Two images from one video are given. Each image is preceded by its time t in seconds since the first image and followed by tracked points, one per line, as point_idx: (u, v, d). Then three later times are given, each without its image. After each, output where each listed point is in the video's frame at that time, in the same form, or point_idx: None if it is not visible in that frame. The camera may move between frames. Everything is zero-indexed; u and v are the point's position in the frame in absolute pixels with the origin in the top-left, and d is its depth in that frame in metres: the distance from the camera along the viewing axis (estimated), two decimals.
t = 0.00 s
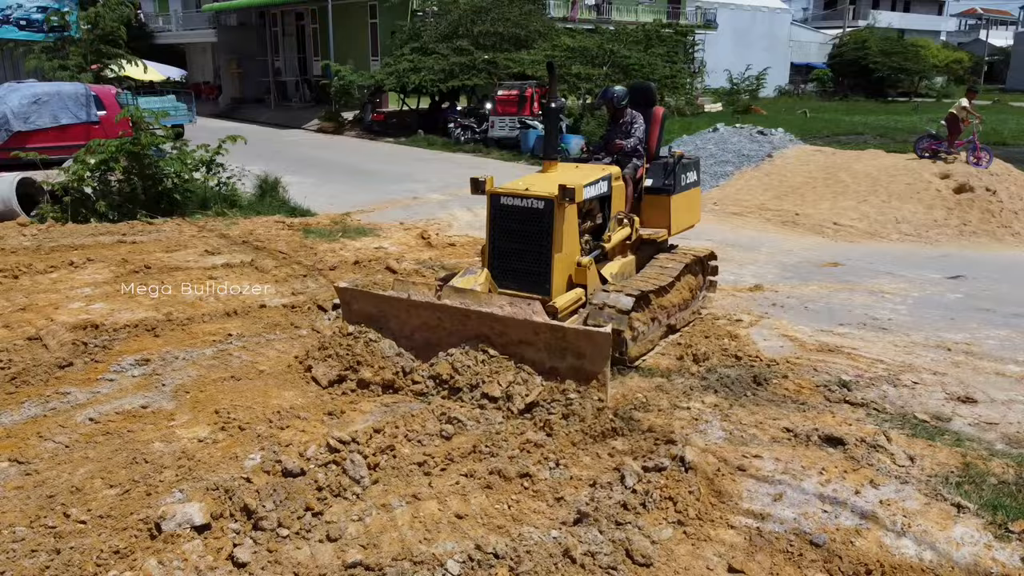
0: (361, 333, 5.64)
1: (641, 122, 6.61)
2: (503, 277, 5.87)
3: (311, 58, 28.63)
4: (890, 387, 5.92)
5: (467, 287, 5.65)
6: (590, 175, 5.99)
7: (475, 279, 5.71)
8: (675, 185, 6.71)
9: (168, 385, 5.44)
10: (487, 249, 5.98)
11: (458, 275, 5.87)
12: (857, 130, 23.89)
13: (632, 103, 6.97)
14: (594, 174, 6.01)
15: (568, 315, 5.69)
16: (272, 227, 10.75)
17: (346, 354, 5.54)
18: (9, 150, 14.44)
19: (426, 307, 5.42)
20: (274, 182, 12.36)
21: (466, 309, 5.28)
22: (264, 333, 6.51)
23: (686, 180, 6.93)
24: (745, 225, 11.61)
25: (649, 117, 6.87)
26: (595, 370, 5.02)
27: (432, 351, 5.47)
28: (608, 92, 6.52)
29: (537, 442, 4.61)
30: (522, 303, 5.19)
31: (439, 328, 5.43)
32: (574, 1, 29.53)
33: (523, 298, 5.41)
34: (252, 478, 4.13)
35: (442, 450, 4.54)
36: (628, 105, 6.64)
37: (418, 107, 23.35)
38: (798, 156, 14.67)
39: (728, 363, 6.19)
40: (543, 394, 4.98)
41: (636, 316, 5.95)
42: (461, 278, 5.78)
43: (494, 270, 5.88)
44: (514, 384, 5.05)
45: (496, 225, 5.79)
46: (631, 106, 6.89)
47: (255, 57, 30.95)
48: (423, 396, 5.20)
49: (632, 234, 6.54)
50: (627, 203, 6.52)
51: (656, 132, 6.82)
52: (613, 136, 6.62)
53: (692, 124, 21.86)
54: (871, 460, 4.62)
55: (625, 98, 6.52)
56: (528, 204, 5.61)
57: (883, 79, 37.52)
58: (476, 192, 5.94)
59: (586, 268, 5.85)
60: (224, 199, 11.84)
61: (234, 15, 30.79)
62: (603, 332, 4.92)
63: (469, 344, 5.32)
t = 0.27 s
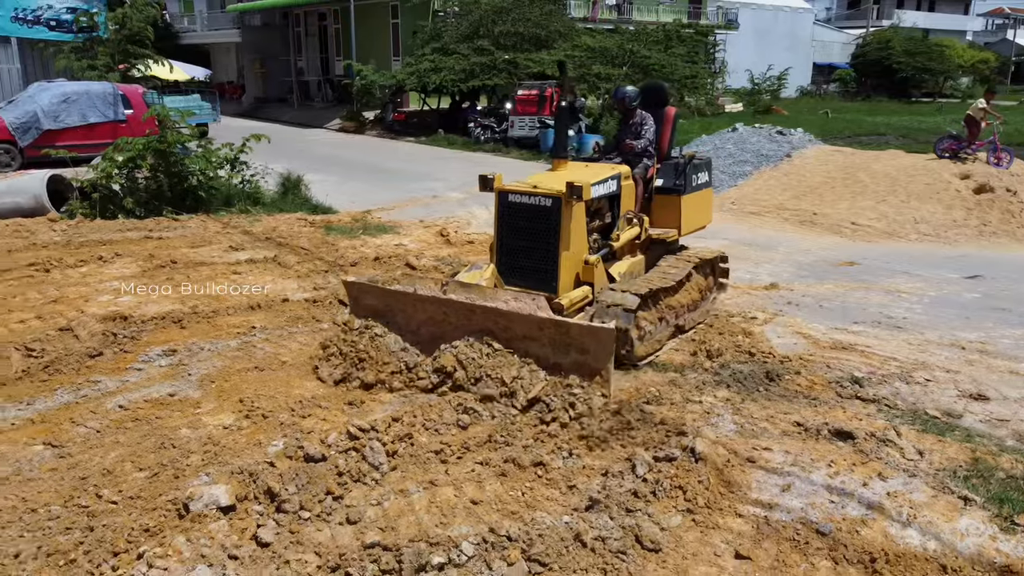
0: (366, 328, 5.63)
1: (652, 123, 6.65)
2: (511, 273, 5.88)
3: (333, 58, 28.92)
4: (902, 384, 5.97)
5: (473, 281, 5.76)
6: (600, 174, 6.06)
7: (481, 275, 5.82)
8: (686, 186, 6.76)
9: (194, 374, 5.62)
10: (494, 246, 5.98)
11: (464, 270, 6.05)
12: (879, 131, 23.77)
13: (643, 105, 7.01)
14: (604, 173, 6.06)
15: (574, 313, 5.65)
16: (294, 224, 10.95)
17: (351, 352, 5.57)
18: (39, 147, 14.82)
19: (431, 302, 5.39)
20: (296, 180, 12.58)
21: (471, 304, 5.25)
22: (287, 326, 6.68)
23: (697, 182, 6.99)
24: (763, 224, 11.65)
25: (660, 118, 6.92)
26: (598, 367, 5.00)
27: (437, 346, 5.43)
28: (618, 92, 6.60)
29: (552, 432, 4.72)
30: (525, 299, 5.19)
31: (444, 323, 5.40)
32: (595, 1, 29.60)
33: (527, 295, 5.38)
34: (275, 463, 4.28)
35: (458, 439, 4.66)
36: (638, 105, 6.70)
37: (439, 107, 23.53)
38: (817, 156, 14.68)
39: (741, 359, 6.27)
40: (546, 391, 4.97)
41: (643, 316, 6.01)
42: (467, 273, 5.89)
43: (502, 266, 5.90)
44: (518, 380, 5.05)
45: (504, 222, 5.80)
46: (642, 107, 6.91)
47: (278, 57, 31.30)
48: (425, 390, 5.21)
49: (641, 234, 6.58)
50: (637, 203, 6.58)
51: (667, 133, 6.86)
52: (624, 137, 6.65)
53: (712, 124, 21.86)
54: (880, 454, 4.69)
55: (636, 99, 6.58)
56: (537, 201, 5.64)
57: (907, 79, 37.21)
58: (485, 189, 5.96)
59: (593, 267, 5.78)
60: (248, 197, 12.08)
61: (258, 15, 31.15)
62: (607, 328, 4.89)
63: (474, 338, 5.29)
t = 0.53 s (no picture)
0: (374, 323, 5.63)
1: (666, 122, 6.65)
2: (519, 271, 5.86)
3: (356, 58, 29.19)
4: (918, 381, 6.02)
5: (481, 274, 5.62)
6: (612, 172, 6.06)
7: (489, 270, 5.71)
8: (698, 185, 6.74)
9: (222, 364, 5.80)
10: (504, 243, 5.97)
11: (473, 264, 5.92)
12: (902, 131, 23.64)
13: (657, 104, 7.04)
14: (615, 172, 6.05)
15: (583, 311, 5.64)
16: (318, 221, 11.13)
17: (355, 352, 5.60)
18: (70, 146, 15.17)
19: (440, 295, 5.39)
20: (320, 178, 12.78)
21: (479, 298, 5.25)
22: (311, 319, 6.85)
23: (710, 181, 6.97)
24: (782, 224, 11.69)
25: (674, 117, 6.94)
26: (604, 361, 4.96)
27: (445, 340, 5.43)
28: (634, 91, 6.60)
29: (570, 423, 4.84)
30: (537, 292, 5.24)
31: (453, 316, 5.40)
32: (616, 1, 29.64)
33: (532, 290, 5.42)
34: (301, 449, 4.43)
35: (477, 428, 4.78)
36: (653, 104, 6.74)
37: (461, 107, 23.69)
38: (838, 155, 14.67)
39: (757, 355, 6.35)
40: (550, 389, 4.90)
41: (651, 315, 5.99)
42: (476, 267, 5.76)
43: (510, 263, 5.88)
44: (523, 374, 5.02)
45: (513, 218, 5.80)
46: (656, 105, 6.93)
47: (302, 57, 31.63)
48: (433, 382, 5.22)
49: (652, 233, 6.54)
50: (648, 202, 6.56)
51: (680, 132, 6.88)
52: (637, 136, 6.70)
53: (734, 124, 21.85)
54: (892, 447, 4.76)
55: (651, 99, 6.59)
56: (546, 198, 5.63)
57: (933, 79, 36.86)
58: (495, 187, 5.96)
59: (603, 264, 5.82)
60: (273, 194, 12.31)
61: (282, 16, 31.50)
62: (614, 321, 4.87)
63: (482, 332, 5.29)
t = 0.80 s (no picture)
0: (384, 327, 5.69)
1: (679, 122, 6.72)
2: (527, 270, 5.88)
3: (378, 58, 29.45)
4: (933, 378, 6.08)
5: (488, 279, 5.81)
6: (623, 172, 6.00)
7: (497, 274, 5.85)
8: (709, 186, 6.80)
9: (249, 355, 5.98)
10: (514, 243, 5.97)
11: (480, 268, 6.07)
12: (925, 132, 23.51)
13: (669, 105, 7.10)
14: (625, 172, 6.02)
15: (591, 311, 5.70)
16: (341, 219, 11.31)
17: (366, 352, 5.66)
18: (99, 144, 15.51)
19: (448, 300, 5.40)
20: (342, 177, 12.98)
21: (486, 302, 5.25)
22: (335, 313, 7.02)
23: (720, 182, 7.03)
24: (801, 224, 11.72)
25: (685, 118, 6.99)
26: (612, 366, 4.99)
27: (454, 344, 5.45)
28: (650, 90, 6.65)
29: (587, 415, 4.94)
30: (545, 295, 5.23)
31: (461, 320, 5.41)
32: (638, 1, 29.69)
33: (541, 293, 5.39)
34: (326, 436, 4.58)
35: (496, 419, 4.89)
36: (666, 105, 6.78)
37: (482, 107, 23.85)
38: (858, 156, 14.67)
39: (773, 351, 6.43)
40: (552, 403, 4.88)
41: (661, 314, 6.02)
42: (484, 272, 5.92)
43: (519, 263, 5.90)
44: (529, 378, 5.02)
45: (523, 217, 5.79)
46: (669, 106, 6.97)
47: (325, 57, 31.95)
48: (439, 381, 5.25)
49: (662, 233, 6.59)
50: (660, 203, 6.60)
51: (692, 133, 6.93)
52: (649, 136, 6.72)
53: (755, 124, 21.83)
54: (904, 442, 4.84)
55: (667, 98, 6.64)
56: (555, 198, 5.61)
57: (958, 80, 36.48)
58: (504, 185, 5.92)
59: (612, 264, 5.84)
60: (296, 192, 12.53)
61: (305, 16, 31.83)
62: (620, 327, 4.89)
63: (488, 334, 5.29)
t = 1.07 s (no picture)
0: (389, 325, 5.65)
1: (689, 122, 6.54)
2: (533, 269, 5.79)
3: (396, 58, 29.66)
4: (944, 375, 6.14)
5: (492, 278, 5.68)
6: (629, 171, 5.92)
7: (501, 273, 5.77)
8: (718, 186, 6.63)
9: (272, 348, 6.14)
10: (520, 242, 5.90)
11: (485, 268, 6.01)
12: (944, 133, 23.42)
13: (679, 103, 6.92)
14: (632, 171, 5.92)
15: (596, 312, 5.58)
16: (359, 217, 11.48)
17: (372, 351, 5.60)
18: (123, 143, 15.75)
19: (453, 299, 5.38)
20: (361, 175, 13.19)
21: (490, 301, 5.22)
22: (355, 308, 7.17)
23: (730, 182, 6.86)
24: (816, 223, 11.76)
25: (695, 117, 6.81)
26: (616, 366, 4.94)
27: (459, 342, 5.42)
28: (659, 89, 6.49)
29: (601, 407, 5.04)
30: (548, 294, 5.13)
31: (466, 319, 5.38)
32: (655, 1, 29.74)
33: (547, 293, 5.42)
34: (348, 425, 4.73)
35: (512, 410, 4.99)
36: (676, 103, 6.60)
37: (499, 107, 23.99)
38: (875, 156, 14.69)
39: (785, 348, 6.51)
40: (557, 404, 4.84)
41: (666, 314, 5.85)
42: (488, 272, 5.84)
43: (525, 263, 5.80)
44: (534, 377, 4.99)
45: (529, 217, 5.72)
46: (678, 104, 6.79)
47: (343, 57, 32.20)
48: (443, 377, 5.23)
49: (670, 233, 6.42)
50: (668, 202, 6.44)
51: (702, 131, 6.73)
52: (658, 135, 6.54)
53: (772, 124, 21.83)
54: (913, 436, 4.92)
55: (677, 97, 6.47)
56: (562, 197, 5.55)
57: (978, 80, 36.17)
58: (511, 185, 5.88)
59: (617, 264, 5.71)
60: (316, 190, 12.72)
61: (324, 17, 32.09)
62: (624, 327, 4.83)
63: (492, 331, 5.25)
